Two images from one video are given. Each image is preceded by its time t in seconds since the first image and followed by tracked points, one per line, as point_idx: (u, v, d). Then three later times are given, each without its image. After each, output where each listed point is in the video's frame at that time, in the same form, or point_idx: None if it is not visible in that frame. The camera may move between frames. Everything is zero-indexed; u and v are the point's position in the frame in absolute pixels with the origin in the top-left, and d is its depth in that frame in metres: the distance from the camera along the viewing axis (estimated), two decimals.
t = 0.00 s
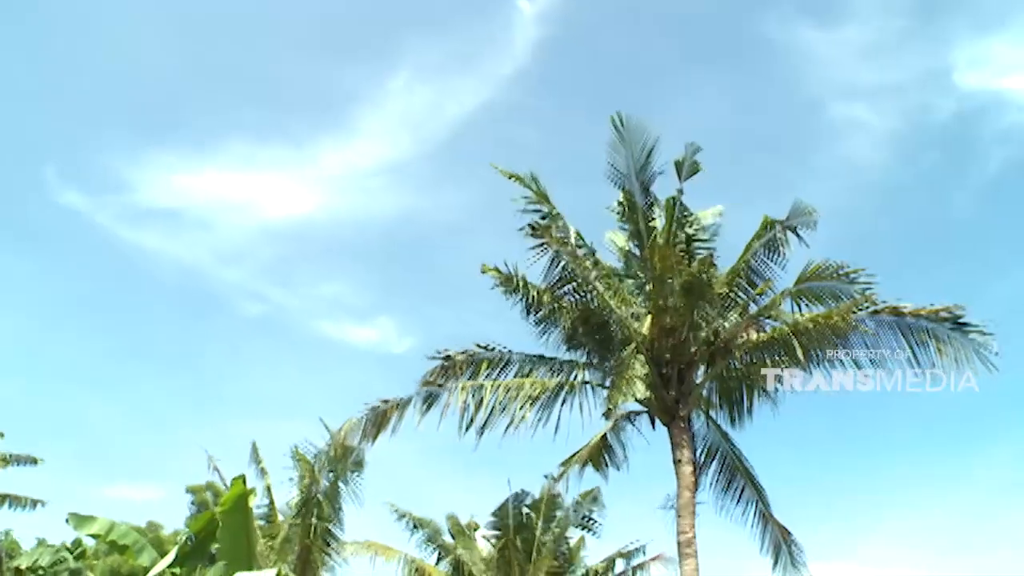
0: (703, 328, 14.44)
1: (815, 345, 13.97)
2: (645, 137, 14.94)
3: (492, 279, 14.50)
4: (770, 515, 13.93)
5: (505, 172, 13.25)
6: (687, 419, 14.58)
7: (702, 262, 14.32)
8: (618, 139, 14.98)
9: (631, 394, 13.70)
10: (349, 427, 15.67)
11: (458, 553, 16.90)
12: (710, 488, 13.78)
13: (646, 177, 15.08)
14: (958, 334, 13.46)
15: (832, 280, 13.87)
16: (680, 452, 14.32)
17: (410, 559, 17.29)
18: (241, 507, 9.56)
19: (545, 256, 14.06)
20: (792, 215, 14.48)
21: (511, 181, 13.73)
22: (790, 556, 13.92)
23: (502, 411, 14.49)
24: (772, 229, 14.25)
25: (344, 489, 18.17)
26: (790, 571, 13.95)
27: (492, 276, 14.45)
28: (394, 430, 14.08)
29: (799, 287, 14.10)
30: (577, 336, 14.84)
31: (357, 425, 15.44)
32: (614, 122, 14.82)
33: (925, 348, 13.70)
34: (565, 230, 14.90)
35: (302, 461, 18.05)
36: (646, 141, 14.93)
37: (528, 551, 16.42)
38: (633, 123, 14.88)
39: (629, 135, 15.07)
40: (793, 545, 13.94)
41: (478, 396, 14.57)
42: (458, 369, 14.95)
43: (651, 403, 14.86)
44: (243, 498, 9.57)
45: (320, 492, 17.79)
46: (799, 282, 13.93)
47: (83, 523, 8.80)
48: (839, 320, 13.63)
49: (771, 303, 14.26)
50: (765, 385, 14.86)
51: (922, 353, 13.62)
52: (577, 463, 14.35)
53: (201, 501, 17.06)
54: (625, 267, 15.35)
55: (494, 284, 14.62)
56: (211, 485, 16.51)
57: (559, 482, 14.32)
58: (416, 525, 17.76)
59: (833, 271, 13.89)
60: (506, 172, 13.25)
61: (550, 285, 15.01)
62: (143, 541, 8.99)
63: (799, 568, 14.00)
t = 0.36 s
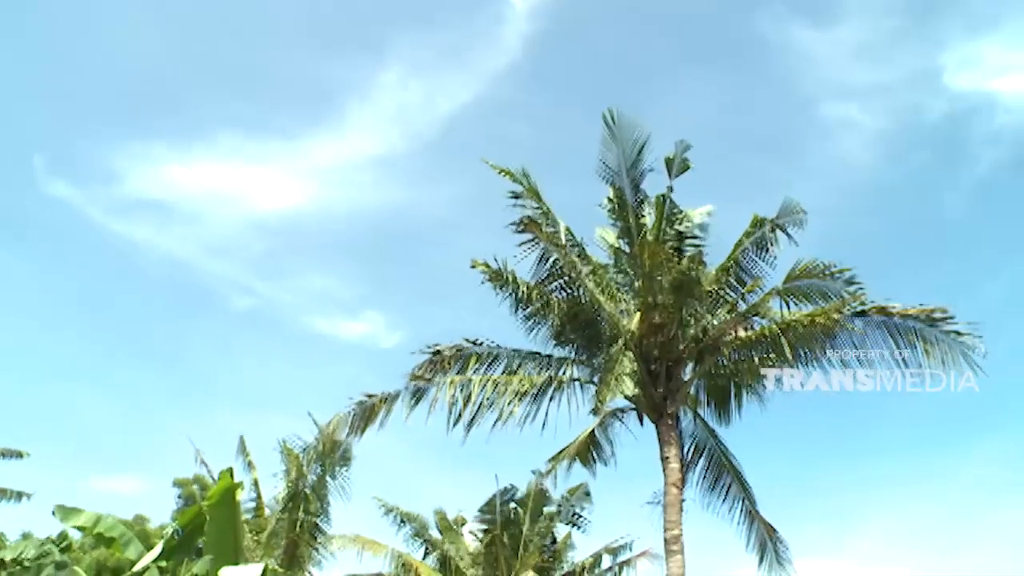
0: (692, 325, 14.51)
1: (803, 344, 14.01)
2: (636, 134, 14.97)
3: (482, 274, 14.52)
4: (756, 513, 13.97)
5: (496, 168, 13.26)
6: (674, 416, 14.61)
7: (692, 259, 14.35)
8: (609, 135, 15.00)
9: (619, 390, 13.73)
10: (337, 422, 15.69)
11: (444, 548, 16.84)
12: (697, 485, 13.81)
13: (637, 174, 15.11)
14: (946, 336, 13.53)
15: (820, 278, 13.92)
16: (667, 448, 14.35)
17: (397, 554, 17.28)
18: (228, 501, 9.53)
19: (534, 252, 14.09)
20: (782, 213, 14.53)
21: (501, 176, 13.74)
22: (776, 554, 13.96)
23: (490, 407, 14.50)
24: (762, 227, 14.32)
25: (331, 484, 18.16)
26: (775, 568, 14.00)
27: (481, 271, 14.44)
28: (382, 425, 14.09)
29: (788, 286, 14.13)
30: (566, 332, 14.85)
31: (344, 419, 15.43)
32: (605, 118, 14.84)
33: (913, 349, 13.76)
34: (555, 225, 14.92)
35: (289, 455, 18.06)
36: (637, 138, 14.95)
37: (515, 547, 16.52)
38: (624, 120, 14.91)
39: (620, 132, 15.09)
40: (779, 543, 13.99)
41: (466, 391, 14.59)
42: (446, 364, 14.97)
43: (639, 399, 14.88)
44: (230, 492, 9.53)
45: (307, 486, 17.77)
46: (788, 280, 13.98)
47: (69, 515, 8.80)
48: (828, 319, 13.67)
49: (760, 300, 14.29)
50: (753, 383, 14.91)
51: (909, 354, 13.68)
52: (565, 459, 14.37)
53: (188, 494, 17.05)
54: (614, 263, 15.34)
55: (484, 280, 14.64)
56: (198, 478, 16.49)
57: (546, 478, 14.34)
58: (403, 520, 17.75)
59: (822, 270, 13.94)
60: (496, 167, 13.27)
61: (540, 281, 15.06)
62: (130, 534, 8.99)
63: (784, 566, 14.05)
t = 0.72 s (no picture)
0: (675, 324, 14.49)
1: (785, 343, 14.07)
2: (623, 133, 14.99)
3: (466, 270, 14.52)
4: (737, 512, 14.02)
5: (482, 163, 13.25)
6: (656, 414, 14.64)
7: (676, 259, 14.39)
8: (596, 133, 15.02)
9: (602, 387, 13.75)
10: (320, 416, 15.67)
11: (425, 543, 16.74)
12: (679, 483, 13.84)
13: (623, 172, 15.14)
14: (927, 338, 13.61)
15: (803, 278, 13.99)
16: (649, 446, 14.37)
17: (378, 549, 17.25)
18: (209, 494, 9.44)
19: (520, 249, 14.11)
20: (766, 213, 14.57)
21: (487, 172, 13.72)
22: (756, 553, 14.02)
23: (473, 402, 14.49)
24: (746, 227, 14.36)
25: (313, 478, 18.13)
26: (755, 567, 14.05)
27: (466, 267, 14.47)
28: (365, 419, 14.06)
29: (772, 285, 14.17)
30: (549, 329, 14.90)
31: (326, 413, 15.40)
32: (593, 116, 14.85)
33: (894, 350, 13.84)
34: (541, 222, 14.92)
35: (270, 449, 18.01)
36: (624, 136, 14.97)
37: (496, 542, 16.58)
38: (611, 118, 14.93)
39: (607, 130, 15.11)
40: (759, 542, 14.04)
41: (449, 387, 14.59)
42: (430, 359, 14.98)
43: (621, 397, 14.91)
44: (211, 485, 9.44)
45: (289, 481, 17.74)
46: (772, 280, 14.03)
47: (48, 506, 8.70)
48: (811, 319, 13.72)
49: (743, 300, 14.33)
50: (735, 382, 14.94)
51: (891, 355, 13.75)
52: (547, 456, 14.38)
53: (169, 487, 16.97)
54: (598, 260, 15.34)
55: (468, 275, 14.63)
56: (180, 471, 16.42)
57: (528, 474, 14.37)
58: (384, 515, 17.73)
59: (806, 270, 14.00)
60: (482, 162, 13.25)
61: (524, 278, 15.06)
62: (110, 526, 8.92)
63: (764, 565, 14.10)
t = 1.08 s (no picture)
0: (657, 321, 14.54)
1: (766, 342, 14.14)
2: (608, 129, 15.02)
3: (449, 264, 14.51)
4: (716, 509, 14.09)
5: (466, 157, 13.24)
6: (638, 411, 14.67)
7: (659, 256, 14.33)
8: (581, 129, 15.04)
9: (583, 383, 13.77)
10: (300, 409, 15.64)
11: (405, 537, 16.92)
12: (658, 479, 13.89)
13: (607, 168, 15.17)
14: (907, 338, 13.70)
15: (785, 278, 14.03)
16: (629, 442, 14.41)
17: (357, 542, 17.23)
18: (187, 485, 9.44)
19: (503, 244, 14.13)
20: (749, 212, 14.62)
21: (472, 166, 13.70)
22: (735, 550, 14.09)
23: (454, 397, 14.48)
24: (729, 225, 14.41)
25: (293, 470, 18.10)
26: (734, 564, 14.12)
27: (450, 261, 14.47)
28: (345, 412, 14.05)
29: (754, 284, 14.20)
30: (532, 324, 14.82)
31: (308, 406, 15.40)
32: (578, 112, 14.87)
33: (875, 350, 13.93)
34: (524, 217, 14.91)
35: (251, 441, 17.96)
36: (609, 133, 15.00)
37: (475, 537, 16.50)
38: (596, 115, 14.95)
39: (592, 127, 15.13)
40: (737, 539, 14.11)
41: (431, 381, 14.59)
42: (411, 353, 14.97)
43: (603, 392, 14.93)
44: (190, 477, 9.43)
45: (270, 473, 17.72)
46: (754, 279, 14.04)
47: (25, 498, 8.67)
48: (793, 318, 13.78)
49: (726, 298, 14.38)
50: (716, 379, 14.98)
51: (871, 355, 13.85)
52: (527, 451, 14.40)
53: (148, 477, 16.88)
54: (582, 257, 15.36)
55: (451, 269, 14.63)
56: (159, 462, 16.35)
57: (508, 469, 14.39)
58: (365, 508, 17.72)
59: (787, 270, 14.03)
60: (467, 157, 13.24)
61: (507, 272, 15.07)
62: (88, 517, 8.89)
63: (742, 562, 14.17)
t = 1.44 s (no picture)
0: (639, 318, 14.59)
1: (748, 341, 14.17)
2: (592, 126, 15.02)
3: (432, 258, 14.50)
4: (695, 506, 14.13)
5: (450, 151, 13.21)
6: (618, 407, 14.69)
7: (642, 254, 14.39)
8: (566, 126, 15.03)
9: (564, 379, 13.78)
10: (281, 402, 15.59)
11: (384, 531, 16.81)
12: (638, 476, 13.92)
13: (591, 165, 15.17)
14: (887, 339, 13.78)
15: (767, 277, 14.12)
16: (609, 439, 14.43)
17: (336, 535, 17.18)
18: (166, 477, 9.36)
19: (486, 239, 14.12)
20: (733, 211, 14.67)
21: (456, 161, 13.69)
22: (713, 547, 14.14)
23: (435, 391, 14.47)
24: (712, 224, 14.46)
25: (273, 463, 18.05)
26: (712, 561, 14.18)
27: (433, 256, 14.65)
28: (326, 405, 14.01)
29: (736, 283, 14.27)
30: (513, 319, 14.84)
31: (289, 398, 15.36)
32: (563, 109, 14.88)
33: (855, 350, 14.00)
34: (508, 213, 14.90)
35: (231, 433, 17.89)
36: (593, 129, 15.00)
37: (454, 531, 16.56)
38: (581, 111, 14.95)
39: (577, 123, 15.13)
40: (716, 536, 14.17)
41: (412, 375, 14.56)
42: (393, 347, 14.95)
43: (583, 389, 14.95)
44: (169, 468, 9.35)
45: (249, 465, 17.68)
46: (737, 278, 14.12)
47: None
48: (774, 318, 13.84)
49: (707, 296, 14.42)
50: (696, 377, 14.99)
51: (851, 355, 13.92)
52: (507, 446, 14.40)
53: (126, 469, 16.77)
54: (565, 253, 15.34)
55: (434, 264, 14.61)
56: (138, 453, 16.26)
57: (488, 464, 14.38)
58: (344, 501, 17.69)
59: (769, 270, 14.14)
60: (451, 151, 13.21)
61: (490, 267, 15.06)
62: (65, 508, 8.75)
63: (721, 559, 14.23)
